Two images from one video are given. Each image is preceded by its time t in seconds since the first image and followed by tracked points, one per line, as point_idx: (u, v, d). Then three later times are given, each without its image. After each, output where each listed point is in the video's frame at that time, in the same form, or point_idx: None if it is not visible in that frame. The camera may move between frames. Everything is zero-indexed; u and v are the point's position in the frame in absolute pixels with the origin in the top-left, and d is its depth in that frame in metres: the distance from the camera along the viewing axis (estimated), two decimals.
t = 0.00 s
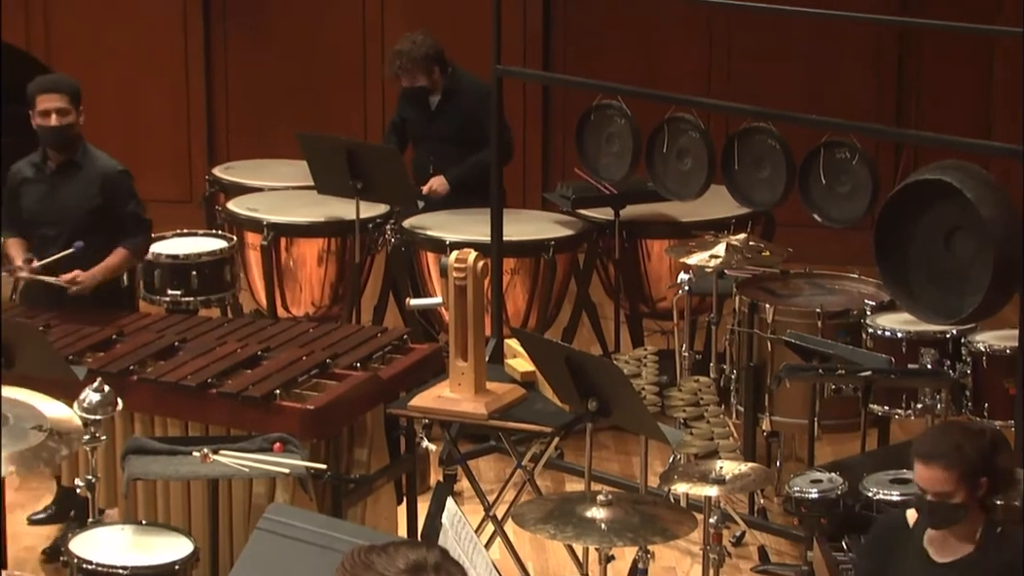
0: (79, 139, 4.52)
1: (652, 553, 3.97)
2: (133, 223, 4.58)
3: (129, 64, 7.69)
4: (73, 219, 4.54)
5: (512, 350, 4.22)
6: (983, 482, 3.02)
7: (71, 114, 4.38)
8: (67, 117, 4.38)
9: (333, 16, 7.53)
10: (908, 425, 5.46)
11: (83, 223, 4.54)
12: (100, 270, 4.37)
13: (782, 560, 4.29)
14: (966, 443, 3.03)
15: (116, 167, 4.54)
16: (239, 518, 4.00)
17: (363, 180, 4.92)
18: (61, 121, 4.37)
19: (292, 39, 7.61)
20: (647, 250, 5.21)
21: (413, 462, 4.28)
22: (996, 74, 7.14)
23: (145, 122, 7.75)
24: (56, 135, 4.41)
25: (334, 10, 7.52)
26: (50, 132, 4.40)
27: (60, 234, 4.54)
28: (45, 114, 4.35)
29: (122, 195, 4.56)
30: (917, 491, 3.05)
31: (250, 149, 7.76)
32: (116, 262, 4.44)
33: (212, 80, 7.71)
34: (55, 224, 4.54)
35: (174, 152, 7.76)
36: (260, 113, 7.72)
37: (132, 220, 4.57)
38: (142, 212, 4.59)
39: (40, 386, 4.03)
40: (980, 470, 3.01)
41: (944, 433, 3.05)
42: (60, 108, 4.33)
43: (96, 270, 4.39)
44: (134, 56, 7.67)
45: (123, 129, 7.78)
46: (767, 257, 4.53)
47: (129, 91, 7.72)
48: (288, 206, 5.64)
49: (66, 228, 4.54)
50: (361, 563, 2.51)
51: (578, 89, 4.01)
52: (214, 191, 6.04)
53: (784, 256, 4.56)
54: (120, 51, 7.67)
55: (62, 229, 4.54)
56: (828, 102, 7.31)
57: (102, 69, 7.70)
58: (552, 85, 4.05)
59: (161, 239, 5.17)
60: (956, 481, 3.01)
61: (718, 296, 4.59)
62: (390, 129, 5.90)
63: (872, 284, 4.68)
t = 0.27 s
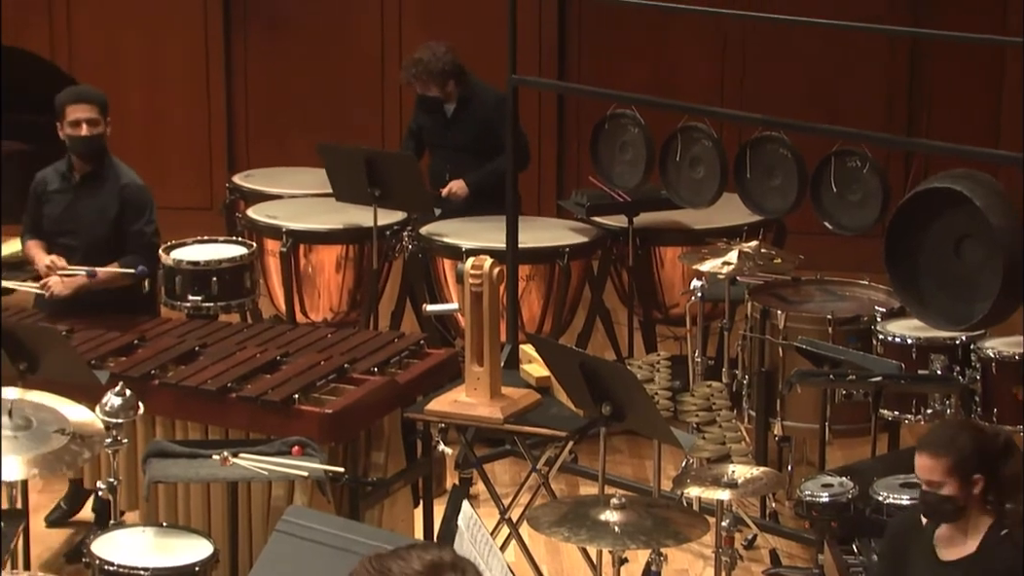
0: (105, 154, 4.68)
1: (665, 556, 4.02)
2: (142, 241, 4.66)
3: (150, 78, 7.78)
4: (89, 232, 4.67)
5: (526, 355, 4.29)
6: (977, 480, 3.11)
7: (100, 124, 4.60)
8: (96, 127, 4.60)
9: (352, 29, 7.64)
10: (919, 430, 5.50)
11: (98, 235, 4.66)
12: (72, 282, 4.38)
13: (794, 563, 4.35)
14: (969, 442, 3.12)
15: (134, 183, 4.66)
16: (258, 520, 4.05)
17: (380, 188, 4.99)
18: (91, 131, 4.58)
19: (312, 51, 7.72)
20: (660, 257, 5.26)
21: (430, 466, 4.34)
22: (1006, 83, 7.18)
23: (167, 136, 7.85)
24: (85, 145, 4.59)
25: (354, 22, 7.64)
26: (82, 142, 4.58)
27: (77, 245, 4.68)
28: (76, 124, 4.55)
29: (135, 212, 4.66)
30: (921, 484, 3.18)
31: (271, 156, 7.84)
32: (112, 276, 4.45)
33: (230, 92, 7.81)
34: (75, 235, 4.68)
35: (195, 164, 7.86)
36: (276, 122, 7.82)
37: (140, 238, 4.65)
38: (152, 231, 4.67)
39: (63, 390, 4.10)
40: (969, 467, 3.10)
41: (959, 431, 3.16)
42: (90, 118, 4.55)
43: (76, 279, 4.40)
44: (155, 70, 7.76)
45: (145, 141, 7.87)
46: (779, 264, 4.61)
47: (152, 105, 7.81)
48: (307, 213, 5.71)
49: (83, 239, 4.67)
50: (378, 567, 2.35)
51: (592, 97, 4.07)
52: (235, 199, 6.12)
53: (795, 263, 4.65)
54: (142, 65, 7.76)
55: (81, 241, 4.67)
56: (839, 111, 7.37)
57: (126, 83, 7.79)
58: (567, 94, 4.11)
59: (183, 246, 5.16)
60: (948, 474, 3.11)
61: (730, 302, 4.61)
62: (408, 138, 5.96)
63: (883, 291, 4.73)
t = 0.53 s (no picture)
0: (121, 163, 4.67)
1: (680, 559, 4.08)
2: (163, 248, 4.66)
3: (167, 87, 7.93)
4: (108, 239, 4.68)
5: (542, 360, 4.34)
6: (955, 478, 3.40)
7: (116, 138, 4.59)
8: (112, 142, 4.59)
9: (370, 36, 7.71)
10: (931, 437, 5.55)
11: (116, 242, 4.67)
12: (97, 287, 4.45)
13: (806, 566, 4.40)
14: (954, 442, 3.40)
15: (151, 191, 4.67)
16: (278, 522, 4.11)
17: (399, 195, 5.06)
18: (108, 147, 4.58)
19: (329, 59, 7.80)
20: (675, 264, 5.32)
21: (447, 469, 4.40)
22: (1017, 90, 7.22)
23: (183, 143, 7.99)
24: (102, 159, 4.59)
25: (370, 31, 7.71)
26: (99, 158, 4.58)
27: (96, 252, 4.70)
28: (91, 140, 4.55)
29: (153, 219, 4.67)
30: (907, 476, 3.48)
31: (290, 168, 7.92)
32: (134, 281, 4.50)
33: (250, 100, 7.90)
34: (93, 242, 4.69)
35: (211, 171, 7.98)
36: (294, 128, 7.90)
37: (160, 245, 4.66)
38: (172, 238, 4.67)
39: (87, 393, 4.17)
40: (945, 465, 3.40)
41: (947, 427, 3.44)
42: (106, 135, 4.55)
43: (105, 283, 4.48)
44: (172, 80, 7.90)
45: (162, 149, 8.03)
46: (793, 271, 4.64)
47: (168, 113, 7.96)
48: (327, 220, 5.78)
49: (102, 246, 4.69)
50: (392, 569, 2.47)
51: (607, 106, 4.13)
52: (255, 206, 6.18)
53: (808, 270, 4.65)
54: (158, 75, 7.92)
55: (99, 248, 4.69)
56: (851, 117, 7.42)
57: (141, 93, 7.96)
58: (584, 104, 4.16)
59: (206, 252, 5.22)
60: (926, 470, 3.42)
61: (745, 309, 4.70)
62: (426, 146, 6.03)
63: (895, 297, 4.78)
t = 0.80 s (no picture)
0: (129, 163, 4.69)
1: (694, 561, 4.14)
2: (173, 246, 4.72)
3: (188, 99, 7.99)
4: (115, 238, 4.70)
5: (558, 365, 4.39)
6: (944, 466, 3.47)
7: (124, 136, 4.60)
8: (121, 139, 4.60)
9: (388, 43, 7.81)
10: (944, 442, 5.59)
11: (124, 241, 4.70)
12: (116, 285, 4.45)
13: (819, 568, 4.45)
14: (952, 435, 3.46)
15: (160, 191, 4.69)
16: (297, 524, 4.16)
17: (417, 203, 5.13)
18: (115, 142, 4.57)
19: (350, 67, 7.89)
20: (689, 270, 5.39)
21: (464, 473, 4.46)
22: None
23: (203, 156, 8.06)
24: (110, 156, 4.59)
25: (387, 36, 7.81)
26: (105, 154, 4.58)
27: (104, 251, 4.71)
28: (100, 135, 4.56)
29: (163, 217, 4.70)
30: (908, 465, 3.57)
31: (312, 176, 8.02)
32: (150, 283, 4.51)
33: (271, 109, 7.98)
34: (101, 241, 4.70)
35: (232, 182, 8.06)
36: (314, 136, 7.99)
37: (171, 242, 4.71)
38: (182, 236, 4.73)
39: (110, 397, 4.23)
40: (937, 454, 3.47)
41: (947, 420, 3.50)
42: (116, 131, 4.55)
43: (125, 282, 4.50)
44: (191, 85, 7.96)
45: (182, 161, 8.09)
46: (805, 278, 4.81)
47: (188, 125, 8.03)
48: (346, 226, 5.85)
49: (109, 245, 4.71)
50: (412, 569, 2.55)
51: (622, 113, 4.18)
52: (276, 213, 6.26)
53: (821, 277, 4.85)
54: (177, 84, 7.99)
55: (108, 247, 4.70)
56: (863, 123, 7.47)
57: (162, 105, 8.02)
58: (600, 113, 4.23)
59: (228, 258, 5.29)
60: (919, 456, 3.50)
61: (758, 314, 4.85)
62: (443, 153, 6.09)
63: (906, 304, 4.82)
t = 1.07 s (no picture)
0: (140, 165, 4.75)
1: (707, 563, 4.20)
2: (190, 243, 4.80)
3: (213, 108, 8.12)
4: (133, 240, 4.76)
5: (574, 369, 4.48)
6: (947, 460, 3.55)
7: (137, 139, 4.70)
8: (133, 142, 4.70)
9: (406, 53, 7.88)
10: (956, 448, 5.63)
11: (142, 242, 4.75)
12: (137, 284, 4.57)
13: (830, 570, 4.51)
14: (960, 431, 3.51)
15: (175, 191, 4.77)
16: (316, 525, 4.23)
17: (435, 209, 5.20)
18: (129, 145, 4.66)
19: (369, 76, 7.96)
20: (702, 276, 5.47)
21: (481, 476, 4.52)
22: None
23: (222, 161, 8.18)
24: (124, 159, 4.66)
25: (405, 46, 7.88)
26: (119, 157, 4.66)
27: (121, 254, 4.76)
28: (115, 138, 4.65)
29: (179, 216, 4.78)
30: (920, 457, 3.66)
31: (331, 184, 8.09)
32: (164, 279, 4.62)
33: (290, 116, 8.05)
34: (119, 245, 4.75)
35: (252, 188, 8.17)
36: (331, 143, 8.08)
37: (188, 240, 4.79)
38: (198, 233, 4.81)
39: (132, 401, 4.30)
40: (941, 446, 3.55)
41: (958, 416, 3.55)
42: (129, 132, 4.67)
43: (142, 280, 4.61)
44: (215, 91, 8.08)
45: (204, 166, 8.20)
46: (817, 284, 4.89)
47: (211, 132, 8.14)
48: (365, 232, 5.92)
49: (127, 248, 4.76)
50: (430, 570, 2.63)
51: (637, 122, 4.24)
52: (296, 219, 6.33)
53: (833, 282, 4.93)
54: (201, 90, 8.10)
55: (127, 250, 4.76)
56: (875, 129, 7.52)
57: (185, 111, 8.14)
58: (616, 122, 4.28)
59: (247, 263, 5.35)
60: (926, 447, 3.58)
61: (770, 320, 4.93)
62: (461, 160, 6.16)
63: (917, 310, 4.87)
